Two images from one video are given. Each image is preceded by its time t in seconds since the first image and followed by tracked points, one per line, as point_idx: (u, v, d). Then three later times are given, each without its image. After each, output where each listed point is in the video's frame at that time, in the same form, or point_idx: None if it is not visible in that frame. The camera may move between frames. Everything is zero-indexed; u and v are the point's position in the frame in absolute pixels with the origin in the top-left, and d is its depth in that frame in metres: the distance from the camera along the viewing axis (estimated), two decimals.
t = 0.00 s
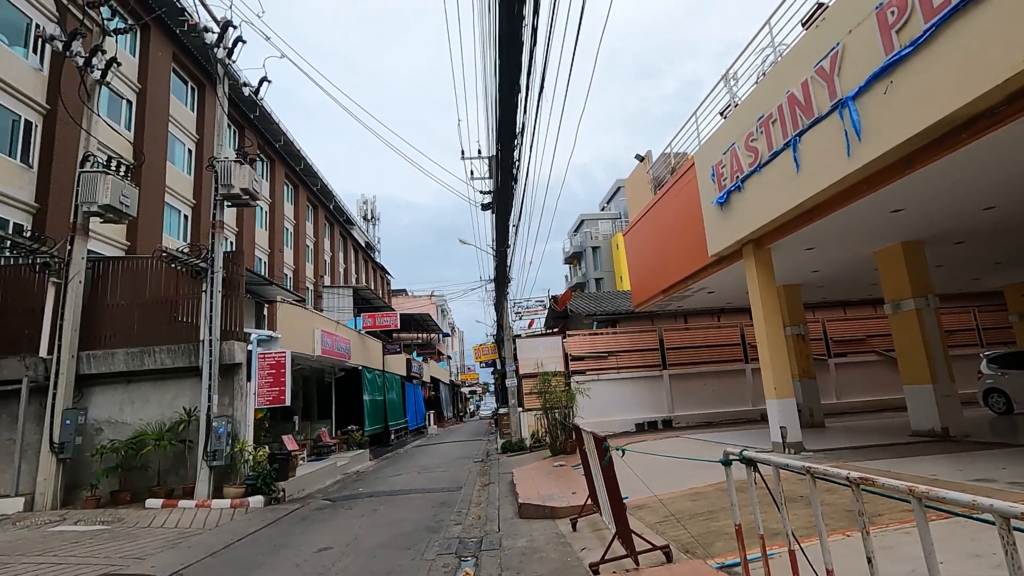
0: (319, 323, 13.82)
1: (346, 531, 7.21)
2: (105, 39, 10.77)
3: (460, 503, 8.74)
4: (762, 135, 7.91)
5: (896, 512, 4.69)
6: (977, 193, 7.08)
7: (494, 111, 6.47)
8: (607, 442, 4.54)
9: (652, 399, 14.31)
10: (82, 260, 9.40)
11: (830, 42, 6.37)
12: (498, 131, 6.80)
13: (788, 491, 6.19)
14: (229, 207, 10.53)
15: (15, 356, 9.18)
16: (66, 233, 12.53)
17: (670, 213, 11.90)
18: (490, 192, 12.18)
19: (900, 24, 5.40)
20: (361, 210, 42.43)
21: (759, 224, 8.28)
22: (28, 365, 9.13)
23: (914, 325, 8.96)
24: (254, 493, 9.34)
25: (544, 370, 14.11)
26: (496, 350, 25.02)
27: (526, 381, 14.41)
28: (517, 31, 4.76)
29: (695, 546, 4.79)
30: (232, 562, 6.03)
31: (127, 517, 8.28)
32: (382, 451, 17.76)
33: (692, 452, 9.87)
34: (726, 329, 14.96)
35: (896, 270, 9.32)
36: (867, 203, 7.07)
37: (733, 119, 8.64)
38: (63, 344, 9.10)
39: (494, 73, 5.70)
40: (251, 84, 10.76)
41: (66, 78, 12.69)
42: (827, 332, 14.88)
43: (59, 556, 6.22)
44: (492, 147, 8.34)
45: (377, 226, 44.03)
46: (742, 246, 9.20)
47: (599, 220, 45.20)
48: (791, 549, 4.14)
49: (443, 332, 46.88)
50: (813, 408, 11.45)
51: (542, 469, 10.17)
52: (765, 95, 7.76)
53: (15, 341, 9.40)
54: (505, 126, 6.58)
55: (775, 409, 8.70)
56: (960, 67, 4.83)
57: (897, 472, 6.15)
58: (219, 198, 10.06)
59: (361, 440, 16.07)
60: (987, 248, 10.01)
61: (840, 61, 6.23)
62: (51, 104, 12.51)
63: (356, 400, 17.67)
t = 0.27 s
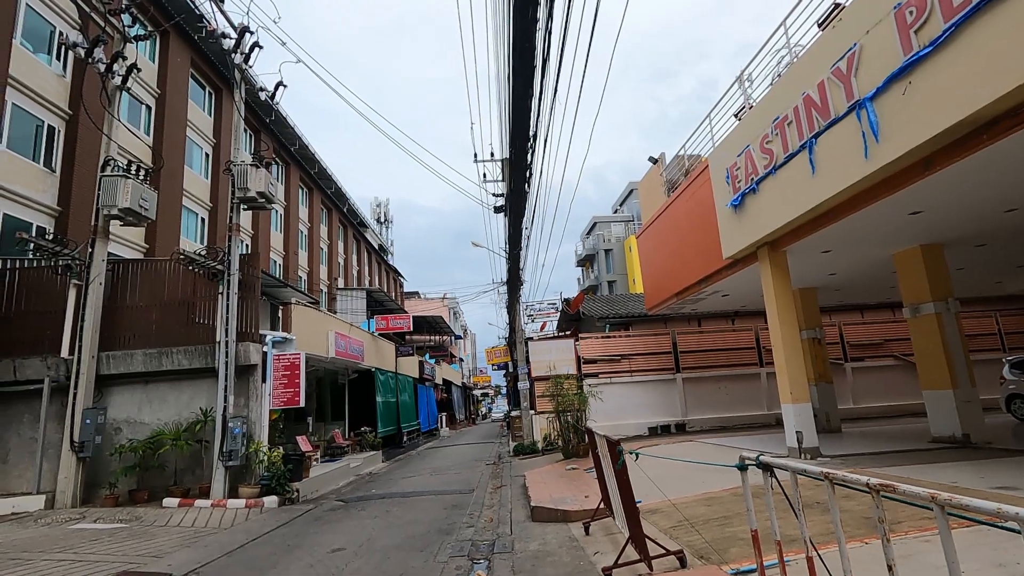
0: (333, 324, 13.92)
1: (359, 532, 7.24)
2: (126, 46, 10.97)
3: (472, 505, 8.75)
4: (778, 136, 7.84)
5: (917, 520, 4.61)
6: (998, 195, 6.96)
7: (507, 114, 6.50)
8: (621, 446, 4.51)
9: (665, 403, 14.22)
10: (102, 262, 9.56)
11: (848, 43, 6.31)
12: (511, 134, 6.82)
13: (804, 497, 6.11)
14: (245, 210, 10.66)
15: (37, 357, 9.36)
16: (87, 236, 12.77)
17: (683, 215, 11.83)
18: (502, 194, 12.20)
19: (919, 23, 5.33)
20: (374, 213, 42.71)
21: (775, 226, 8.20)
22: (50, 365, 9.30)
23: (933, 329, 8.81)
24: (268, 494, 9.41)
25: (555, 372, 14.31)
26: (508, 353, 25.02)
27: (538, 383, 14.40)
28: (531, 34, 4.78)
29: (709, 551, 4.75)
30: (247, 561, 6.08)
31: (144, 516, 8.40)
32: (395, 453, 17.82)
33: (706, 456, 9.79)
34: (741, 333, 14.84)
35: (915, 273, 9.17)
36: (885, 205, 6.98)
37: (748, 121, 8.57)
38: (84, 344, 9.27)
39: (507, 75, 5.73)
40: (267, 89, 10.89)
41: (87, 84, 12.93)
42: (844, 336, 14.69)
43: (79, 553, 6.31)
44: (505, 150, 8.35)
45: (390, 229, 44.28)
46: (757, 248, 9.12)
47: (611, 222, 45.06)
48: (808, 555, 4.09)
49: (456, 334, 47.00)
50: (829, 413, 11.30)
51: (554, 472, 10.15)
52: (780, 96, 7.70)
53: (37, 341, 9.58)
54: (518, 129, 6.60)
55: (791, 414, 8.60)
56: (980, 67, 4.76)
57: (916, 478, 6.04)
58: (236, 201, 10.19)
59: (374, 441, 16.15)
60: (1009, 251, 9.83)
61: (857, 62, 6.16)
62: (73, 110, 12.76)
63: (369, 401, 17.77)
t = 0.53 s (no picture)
0: (351, 328, 14.05)
1: (376, 535, 7.27)
2: (149, 55, 11.22)
3: (488, 509, 8.74)
4: (796, 138, 7.76)
5: (942, 529, 4.51)
6: None
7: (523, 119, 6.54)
8: (638, 451, 4.48)
9: (682, 408, 14.10)
10: (126, 266, 9.77)
11: (868, 43, 6.23)
12: (527, 138, 6.84)
13: (825, 505, 6.01)
14: (264, 215, 10.81)
15: (64, 359, 9.57)
16: (111, 241, 13.04)
17: (700, 219, 11.75)
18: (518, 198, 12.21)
19: (941, 23, 5.26)
20: (390, 217, 43.03)
21: (794, 230, 8.10)
22: (76, 367, 9.51)
23: (958, 333, 8.63)
24: (286, 496, 9.51)
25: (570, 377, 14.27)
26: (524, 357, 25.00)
27: (554, 388, 14.36)
28: (547, 39, 4.80)
29: (728, 559, 4.69)
30: (265, 563, 6.14)
31: (166, 516, 8.53)
32: (410, 456, 17.90)
33: (724, 462, 9.68)
34: (759, 337, 14.67)
35: (939, 276, 9.00)
36: (907, 208, 6.87)
37: (766, 123, 8.49)
38: (108, 347, 9.45)
39: (523, 80, 5.75)
40: (286, 95, 11.06)
41: (113, 93, 13.24)
42: (866, 340, 14.44)
43: (103, 552, 6.43)
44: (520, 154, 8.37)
45: (406, 233, 44.55)
46: (776, 252, 9.02)
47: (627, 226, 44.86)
48: (830, 564, 4.02)
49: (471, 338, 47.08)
50: (850, 419, 11.10)
51: (570, 477, 10.11)
52: (799, 98, 7.62)
53: (63, 344, 9.80)
54: (534, 133, 6.62)
55: (811, 419, 8.47)
56: (1005, 66, 4.67)
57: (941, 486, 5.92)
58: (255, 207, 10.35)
59: (390, 444, 16.24)
60: None
61: (878, 63, 6.08)
62: (99, 118, 13.06)
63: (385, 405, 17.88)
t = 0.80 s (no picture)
0: (370, 334, 14.17)
1: (396, 540, 7.30)
2: (174, 68, 11.50)
3: (507, 515, 8.72)
4: (817, 139, 7.66)
5: (975, 539, 4.39)
6: None
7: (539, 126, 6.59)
8: (658, 457, 4.43)
9: (702, 413, 13.92)
10: (152, 275, 10.00)
11: (890, 42, 6.14)
12: (544, 144, 6.87)
13: (853, 512, 5.90)
14: (285, 223, 10.98)
15: (93, 365, 9.87)
16: (138, 250, 13.36)
17: (719, 222, 11.64)
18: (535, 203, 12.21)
19: (966, 20, 5.16)
20: (408, 223, 43.37)
21: (815, 232, 7.98)
22: (105, 374, 9.80)
23: (988, 336, 8.42)
24: (308, 500, 9.60)
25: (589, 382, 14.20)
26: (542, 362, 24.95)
27: (572, 393, 14.31)
28: (563, 45, 4.83)
29: (752, 567, 4.61)
30: (287, 567, 6.20)
31: (191, 520, 8.67)
32: (430, 461, 17.94)
33: (747, 468, 9.54)
34: (781, 341, 14.46)
35: (967, 277, 8.79)
36: (932, 208, 6.73)
37: (785, 124, 8.39)
38: (135, 353, 9.67)
39: (540, 86, 5.79)
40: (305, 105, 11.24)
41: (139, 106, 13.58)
42: (892, 344, 14.16)
43: (131, 555, 6.56)
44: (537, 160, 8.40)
45: (424, 238, 44.85)
46: (797, 254, 8.89)
47: (644, 229, 44.59)
48: (857, 573, 3.94)
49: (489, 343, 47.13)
50: (877, 425, 10.88)
51: (590, 483, 10.05)
52: (819, 98, 7.53)
53: (92, 351, 10.05)
54: (551, 139, 6.64)
55: (836, 424, 8.32)
56: None
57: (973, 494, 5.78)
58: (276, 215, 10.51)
59: (409, 450, 16.31)
60: None
61: (900, 61, 5.98)
62: (126, 131, 13.40)
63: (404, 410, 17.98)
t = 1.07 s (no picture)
0: (392, 339, 14.29)
1: (421, 544, 7.34)
2: (199, 83, 11.80)
3: (531, 519, 8.70)
4: (841, 135, 7.52)
5: (1018, 544, 4.24)
6: None
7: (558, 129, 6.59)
8: (683, 460, 4.38)
9: (728, 416, 13.71)
10: (182, 284, 10.25)
11: (916, 33, 6.02)
12: (562, 147, 6.87)
13: (887, 517, 5.74)
14: (308, 231, 11.15)
15: (126, 373, 10.15)
16: (168, 260, 13.69)
17: (741, 221, 11.49)
18: (554, 206, 12.21)
19: (996, 9, 5.04)
20: (428, 228, 43.69)
21: (841, 229, 7.83)
22: (138, 381, 10.07)
23: None
24: (334, 505, 9.71)
25: (611, 384, 14.12)
26: (563, 365, 24.86)
27: (594, 396, 14.24)
28: (580, 48, 4.84)
29: (783, 573, 4.53)
30: (314, 571, 6.25)
31: (221, 524, 8.83)
32: (453, 466, 18.00)
33: (775, 471, 9.38)
34: (808, 341, 14.20)
35: (1003, 274, 8.52)
36: (963, 203, 6.56)
37: (808, 120, 8.26)
38: (166, 361, 9.91)
39: (557, 89, 5.81)
40: (326, 115, 11.42)
41: (167, 120, 13.96)
42: (924, 343, 13.81)
43: (164, 558, 6.71)
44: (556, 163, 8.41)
45: (444, 243, 45.10)
46: (823, 253, 8.72)
47: (665, 230, 44.19)
48: None
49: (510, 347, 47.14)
50: (910, 426, 10.61)
51: (614, 487, 9.97)
52: (843, 93, 7.40)
53: (124, 359, 10.32)
54: (570, 141, 6.64)
55: (866, 426, 8.14)
56: None
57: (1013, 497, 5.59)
58: (300, 224, 10.69)
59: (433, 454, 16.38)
60: None
61: (926, 53, 5.87)
62: (154, 144, 13.77)
63: (427, 414, 18.09)
